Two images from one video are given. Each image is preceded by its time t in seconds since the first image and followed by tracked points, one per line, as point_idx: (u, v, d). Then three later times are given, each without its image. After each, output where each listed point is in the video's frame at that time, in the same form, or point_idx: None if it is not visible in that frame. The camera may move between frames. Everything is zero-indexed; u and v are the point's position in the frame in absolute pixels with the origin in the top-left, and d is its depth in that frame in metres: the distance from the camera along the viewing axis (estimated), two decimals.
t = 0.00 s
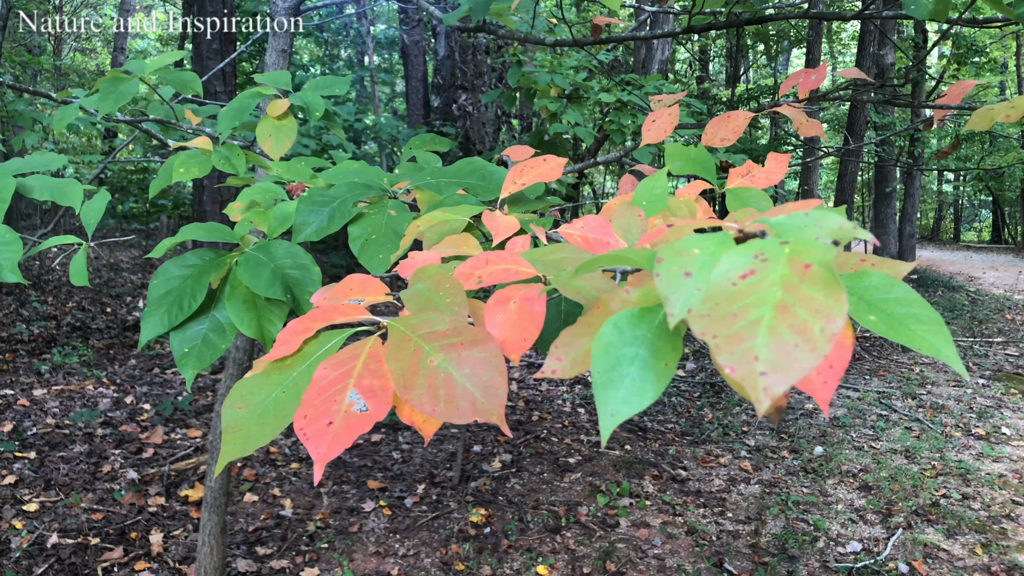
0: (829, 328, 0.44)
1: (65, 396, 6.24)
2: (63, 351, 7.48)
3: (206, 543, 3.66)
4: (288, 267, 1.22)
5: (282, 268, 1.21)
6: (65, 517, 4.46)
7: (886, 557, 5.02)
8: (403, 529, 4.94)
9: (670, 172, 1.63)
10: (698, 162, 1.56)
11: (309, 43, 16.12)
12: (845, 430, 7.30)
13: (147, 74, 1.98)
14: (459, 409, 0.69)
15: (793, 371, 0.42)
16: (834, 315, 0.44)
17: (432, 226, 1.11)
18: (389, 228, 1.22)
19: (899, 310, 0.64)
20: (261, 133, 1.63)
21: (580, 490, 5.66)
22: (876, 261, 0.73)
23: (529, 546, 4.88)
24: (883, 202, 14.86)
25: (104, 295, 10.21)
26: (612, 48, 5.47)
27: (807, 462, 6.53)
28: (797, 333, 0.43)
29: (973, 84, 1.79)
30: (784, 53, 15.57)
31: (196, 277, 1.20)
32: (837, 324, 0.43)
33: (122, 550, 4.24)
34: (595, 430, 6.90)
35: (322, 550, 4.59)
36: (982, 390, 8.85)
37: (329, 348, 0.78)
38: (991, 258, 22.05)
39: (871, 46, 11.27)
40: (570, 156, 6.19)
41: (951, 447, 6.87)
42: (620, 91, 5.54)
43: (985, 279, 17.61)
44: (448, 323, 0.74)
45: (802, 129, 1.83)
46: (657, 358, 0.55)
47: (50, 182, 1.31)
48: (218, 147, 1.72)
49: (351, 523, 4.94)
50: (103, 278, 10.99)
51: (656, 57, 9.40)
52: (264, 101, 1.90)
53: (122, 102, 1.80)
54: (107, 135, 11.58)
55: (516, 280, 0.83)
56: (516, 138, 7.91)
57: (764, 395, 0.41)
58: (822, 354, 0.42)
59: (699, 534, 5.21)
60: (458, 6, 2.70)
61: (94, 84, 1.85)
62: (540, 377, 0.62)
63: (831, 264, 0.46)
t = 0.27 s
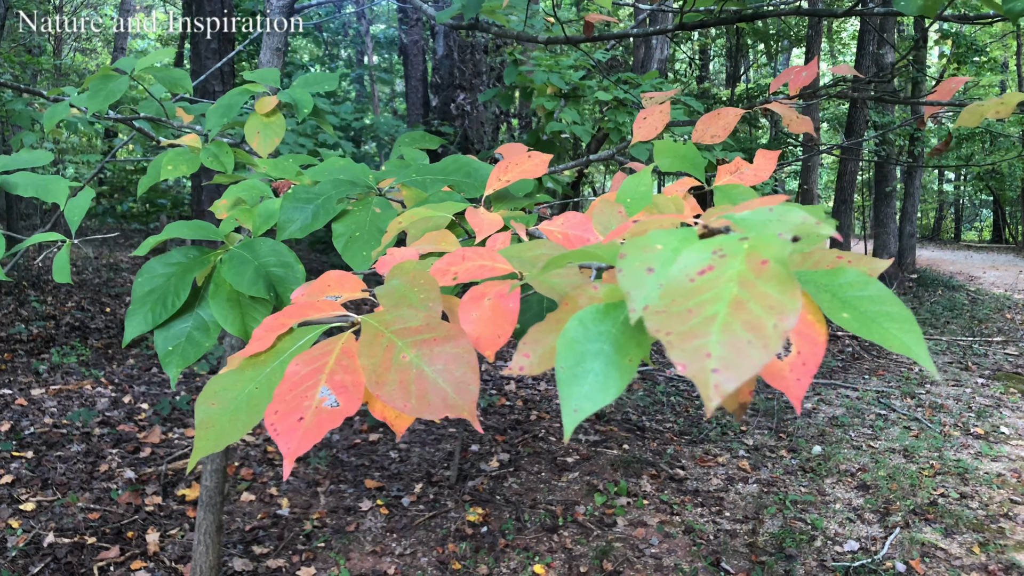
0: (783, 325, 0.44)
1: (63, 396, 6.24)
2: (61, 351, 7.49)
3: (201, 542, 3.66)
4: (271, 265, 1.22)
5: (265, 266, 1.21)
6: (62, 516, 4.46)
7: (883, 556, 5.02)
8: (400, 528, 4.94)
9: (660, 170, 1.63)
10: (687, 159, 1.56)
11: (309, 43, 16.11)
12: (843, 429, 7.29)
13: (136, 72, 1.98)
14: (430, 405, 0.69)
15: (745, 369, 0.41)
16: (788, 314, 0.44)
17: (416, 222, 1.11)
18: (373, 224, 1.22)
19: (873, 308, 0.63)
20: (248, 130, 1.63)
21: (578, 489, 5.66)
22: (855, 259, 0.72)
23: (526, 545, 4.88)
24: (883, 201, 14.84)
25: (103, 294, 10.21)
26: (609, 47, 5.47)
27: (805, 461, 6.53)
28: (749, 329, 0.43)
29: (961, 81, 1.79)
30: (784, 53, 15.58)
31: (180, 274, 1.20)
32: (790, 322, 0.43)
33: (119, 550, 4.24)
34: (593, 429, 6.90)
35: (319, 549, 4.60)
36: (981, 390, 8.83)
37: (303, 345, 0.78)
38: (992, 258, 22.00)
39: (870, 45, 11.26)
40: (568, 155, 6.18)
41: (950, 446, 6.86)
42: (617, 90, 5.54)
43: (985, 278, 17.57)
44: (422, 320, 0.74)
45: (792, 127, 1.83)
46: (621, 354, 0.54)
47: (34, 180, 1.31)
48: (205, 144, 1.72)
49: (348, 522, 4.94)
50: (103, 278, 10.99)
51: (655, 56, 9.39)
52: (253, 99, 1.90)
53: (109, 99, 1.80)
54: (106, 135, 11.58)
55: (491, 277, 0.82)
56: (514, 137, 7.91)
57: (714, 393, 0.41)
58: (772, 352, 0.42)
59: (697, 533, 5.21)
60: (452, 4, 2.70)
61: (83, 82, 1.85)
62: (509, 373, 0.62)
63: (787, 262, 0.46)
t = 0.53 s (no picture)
0: (743, 334, 0.45)
1: (64, 396, 6.26)
2: (62, 352, 7.51)
3: (200, 543, 3.67)
4: (262, 268, 1.23)
5: (257, 269, 1.22)
6: (62, 517, 4.48)
7: (881, 556, 5.02)
8: (399, 528, 4.95)
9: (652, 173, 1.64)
10: (679, 162, 1.57)
11: (310, 44, 16.13)
12: (843, 429, 7.29)
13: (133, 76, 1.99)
14: (412, 411, 0.70)
15: (705, 377, 0.42)
16: (749, 323, 0.44)
17: (406, 226, 1.12)
18: (364, 228, 1.23)
19: (850, 310, 0.64)
20: (242, 133, 1.64)
21: (577, 490, 5.66)
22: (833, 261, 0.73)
23: (525, 546, 4.89)
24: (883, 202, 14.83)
25: (105, 295, 10.23)
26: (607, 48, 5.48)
27: (804, 462, 6.53)
28: (711, 339, 0.44)
29: (952, 83, 1.80)
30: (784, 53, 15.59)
31: (172, 278, 1.21)
32: (750, 332, 0.44)
33: (118, 550, 4.25)
34: (593, 429, 6.91)
35: (318, 549, 4.61)
36: (981, 390, 8.82)
37: (289, 350, 0.79)
38: (994, 258, 21.96)
39: (870, 45, 11.26)
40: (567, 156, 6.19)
41: (949, 446, 6.85)
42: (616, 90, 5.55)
43: (986, 279, 17.54)
44: (405, 326, 0.75)
45: (784, 129, 1.84)
46: (594, 361, 0.55)
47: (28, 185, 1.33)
48: (200, 148, 1.73)
49: (347, 523, 4.96)
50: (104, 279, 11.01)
51: (655, 57, 9.41)
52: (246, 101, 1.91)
53: (105, 102, 1.81)
54: (108, 136, 11.61)
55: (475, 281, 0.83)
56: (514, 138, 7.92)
57: (675, 401, 0.41)
58: (731, 360, 0.43)
59: (695, 534, 5.21)
60: (448, 6, 2.71)
61: (79, 86, 1.86)
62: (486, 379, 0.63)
63: (749, 271, 0.46)
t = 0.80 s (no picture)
0: (740, 330, 0.45)
1: (67, 396, 6.27)
2: (65, 351, 7.52)
3: (202, 542, 3.68)
4: (263, 268, 1.23)
5: (258, 268, 1.22)
6: (65, 515, 4.49)
7: (884, 556, 5.01)
8: (401, 528, 4.96)
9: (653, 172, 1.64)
10: (679, 162, 1.57)
11: (312, 44, 16.13)
12: (845, 429, 7.28)
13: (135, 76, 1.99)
14: (412, 407, 0.71)
15: (699, 375, 0.43)
16: (743, 320, 0.45)
17: (407, 225, 1.13)
18: (365, 227, 1.23)
19: (847, 309, 0.64)
20: (244, 133, 1.65)
21: (579, 489, 5.67)
22: (832, 263, 0.74)
23: (527, 545, 4.89)
24: (886, 202, 14.81)
25: (108, 294, 10.24)
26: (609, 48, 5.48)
27: (806, 461, 6.52)
28: (705, 337, 0.44)
29: (953, 82, 1.80)
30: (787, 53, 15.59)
31: (174, 278, 1.22)
32: (745, 328, 0.45)
33: (121, 549, 4.26)
34: (595, 429, 6.91)
35: (320, 548, 4.61)
36: (984, 390, 8.80)
37: (288, 346, 0.79)
38: (997, 258, 21.90)
39: (873, 45, 11.25)
40: (569, 156, 6.19)
41: (952, 446, 6.84)
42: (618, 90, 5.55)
43: (989, 278, 17.50)
44: (404, 323, 0.75)
45: (785, 129, 1.84)
46: (592, 357, 0.55)
47: (31, 185, 1.33)
48: (202, 148, 1.73)
49: (349, 522, 4.96)
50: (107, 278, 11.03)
51: (657, 57, 9.43)
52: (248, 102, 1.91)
53: (107, 102, 1.82)
54: (110, 136, 11.62)
55: (474, 279, 0.83)
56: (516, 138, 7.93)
57: (669, 398, 0.42)
58: (727, 357, 0.43)
59: (697, 534, 5.21)
60: (449, 6, 2.72)
61: (82, 86, 1.87)
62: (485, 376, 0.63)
63: (745, 268, 0.47)
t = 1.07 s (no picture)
0: (755, 329, 0.45)
1: (70, 394, 6.28)
2: (68, 350, 7.53)
3: (205, 541, 3.67)
4: (268, 266, 1.23)
5: (262, 266, 1.22)
6: (68, 514, 4.49)
7: (887, 556, 4.99)
8: (404, 527, 4.96)
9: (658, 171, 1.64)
10: (684, 160, 1.57)
11: (315, 43, 16.13)
12: (848, 429, 7.26)
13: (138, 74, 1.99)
14: (420, 406, 0.70)
15: (715, 374, 0.42)
16: (760, 319, 0.45)
17: (412, 223, 1.12)
18: (369, 226, 1.23)
19: (857, 310, 0.64)
20: (248, 131, 1.64)
21: (582, 489, 5.66)
22: (842, 262, 0.73)
23: (530, 545, 4.89)
24: (889, 201, 14.77)
25: (111, 293, 10.25)
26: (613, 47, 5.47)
27: (810, 461, 6.51)
28: (722, 334, 0.44)
29: (959, 81, 1.79)
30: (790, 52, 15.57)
31: (179, 276, 1.21)
32: (762, 327, 0.44)
33: (124, 548, 4.26)
34: (598, 429, 6.91)
35: (323, 547, 4.61)
36: (988, 390, 8.77)
37: (296, 345, 0.79)
38: (1000, 257, 21.83)
39: (876, 44, 11.22)
40: (572, 155, 6.18)
41: (955, 446, 6.82)
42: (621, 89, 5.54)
43: (992, 278, 17.45)
44: (412, 322, 0.75)
45: (790, 128, 1.83)
46: (603, 357, 0.55)
47: (35, 184, 1.33)
48: (205, 146, 1.73)
49: (352, 521, 4.96)
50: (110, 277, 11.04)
51: (660, 56, 9.44)
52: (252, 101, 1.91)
53: (111, 101, 1.82)
54: (114, 135, 11.63)
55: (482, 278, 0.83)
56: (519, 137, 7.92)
57: (686, 396, 0.41)
58: (744, 355, 0.43)
59: (700, 533, 5.20)
60: (453, 4, 2.71)
61: (85, 85, 1.87)
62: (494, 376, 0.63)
63: (760, 267, 0.47)
